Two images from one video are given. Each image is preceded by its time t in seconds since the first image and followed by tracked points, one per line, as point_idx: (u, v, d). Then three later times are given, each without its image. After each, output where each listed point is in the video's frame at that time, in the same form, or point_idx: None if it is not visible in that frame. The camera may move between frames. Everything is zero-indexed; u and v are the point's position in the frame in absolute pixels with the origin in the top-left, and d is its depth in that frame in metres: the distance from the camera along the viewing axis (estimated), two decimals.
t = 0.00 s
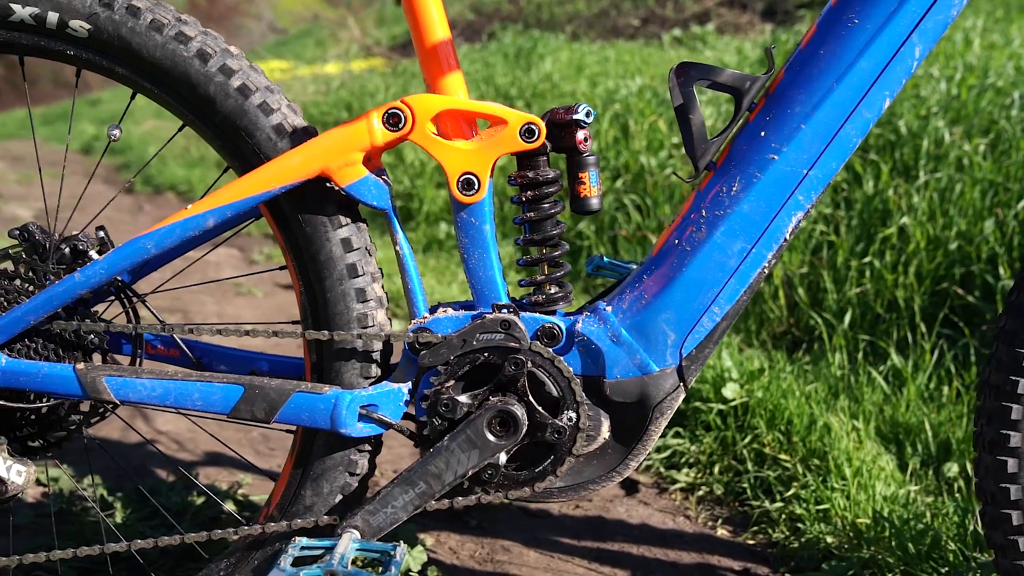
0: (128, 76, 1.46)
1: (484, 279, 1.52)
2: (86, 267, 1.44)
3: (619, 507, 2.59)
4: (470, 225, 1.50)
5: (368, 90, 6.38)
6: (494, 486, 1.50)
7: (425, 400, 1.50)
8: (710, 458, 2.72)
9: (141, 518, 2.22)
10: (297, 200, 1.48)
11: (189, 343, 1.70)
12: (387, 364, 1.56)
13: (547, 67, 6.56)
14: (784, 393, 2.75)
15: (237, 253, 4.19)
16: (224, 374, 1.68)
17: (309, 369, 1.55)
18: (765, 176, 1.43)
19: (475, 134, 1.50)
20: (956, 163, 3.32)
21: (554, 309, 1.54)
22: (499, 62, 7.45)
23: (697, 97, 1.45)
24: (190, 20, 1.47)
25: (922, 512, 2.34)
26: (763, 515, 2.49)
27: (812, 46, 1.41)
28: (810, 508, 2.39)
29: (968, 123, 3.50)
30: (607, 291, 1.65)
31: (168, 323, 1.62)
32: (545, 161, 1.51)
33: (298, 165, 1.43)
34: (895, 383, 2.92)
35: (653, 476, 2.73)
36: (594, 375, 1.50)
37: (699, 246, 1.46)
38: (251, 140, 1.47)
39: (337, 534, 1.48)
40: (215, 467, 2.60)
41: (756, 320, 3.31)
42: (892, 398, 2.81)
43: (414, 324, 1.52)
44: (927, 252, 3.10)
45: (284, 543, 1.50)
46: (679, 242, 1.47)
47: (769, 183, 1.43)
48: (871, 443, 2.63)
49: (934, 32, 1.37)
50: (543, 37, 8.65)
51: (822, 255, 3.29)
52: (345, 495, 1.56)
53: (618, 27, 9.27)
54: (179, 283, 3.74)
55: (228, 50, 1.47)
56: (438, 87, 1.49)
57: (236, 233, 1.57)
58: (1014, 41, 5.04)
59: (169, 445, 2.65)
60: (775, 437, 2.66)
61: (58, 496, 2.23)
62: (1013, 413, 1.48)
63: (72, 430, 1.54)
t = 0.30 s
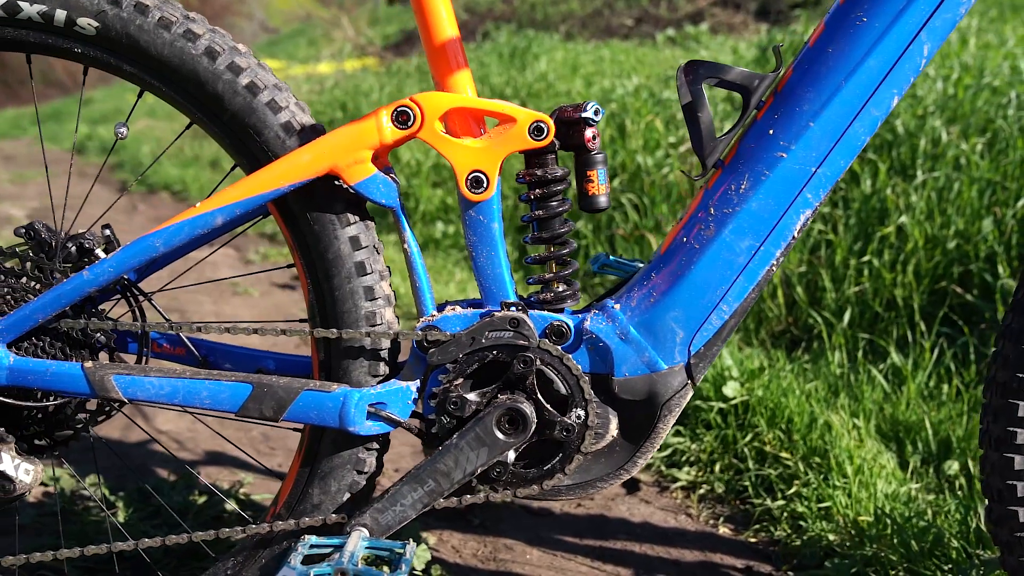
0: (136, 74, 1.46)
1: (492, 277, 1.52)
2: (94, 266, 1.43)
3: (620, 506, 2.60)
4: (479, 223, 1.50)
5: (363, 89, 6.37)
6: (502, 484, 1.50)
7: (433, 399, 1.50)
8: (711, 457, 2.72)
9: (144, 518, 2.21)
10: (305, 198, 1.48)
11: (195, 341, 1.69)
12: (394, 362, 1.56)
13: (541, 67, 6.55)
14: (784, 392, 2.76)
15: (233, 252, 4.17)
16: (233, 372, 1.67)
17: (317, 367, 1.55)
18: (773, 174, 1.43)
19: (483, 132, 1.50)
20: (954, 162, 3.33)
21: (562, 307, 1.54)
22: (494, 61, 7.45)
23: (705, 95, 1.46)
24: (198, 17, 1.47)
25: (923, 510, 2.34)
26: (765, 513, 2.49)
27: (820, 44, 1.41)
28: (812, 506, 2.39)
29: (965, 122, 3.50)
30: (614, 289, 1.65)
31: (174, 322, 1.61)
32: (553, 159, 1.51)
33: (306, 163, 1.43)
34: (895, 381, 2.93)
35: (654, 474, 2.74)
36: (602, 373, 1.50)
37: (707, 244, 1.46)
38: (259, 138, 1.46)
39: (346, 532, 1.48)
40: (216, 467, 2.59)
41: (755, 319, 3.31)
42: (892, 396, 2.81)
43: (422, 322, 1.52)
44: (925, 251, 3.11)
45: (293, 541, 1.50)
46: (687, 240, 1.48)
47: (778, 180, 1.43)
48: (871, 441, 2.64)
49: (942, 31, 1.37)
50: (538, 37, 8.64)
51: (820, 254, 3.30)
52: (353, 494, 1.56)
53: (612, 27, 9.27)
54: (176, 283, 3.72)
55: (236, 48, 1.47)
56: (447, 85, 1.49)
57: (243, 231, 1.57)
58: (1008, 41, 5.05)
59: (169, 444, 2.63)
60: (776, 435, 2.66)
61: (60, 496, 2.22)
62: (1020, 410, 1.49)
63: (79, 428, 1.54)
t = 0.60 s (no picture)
0: (143, 71, 1.45)
1: (499, 275, 1.52)
2: (101, 264, 1.43)
3: (621, 504, 2.60)
4: (487, 221, 1.50)
5: (357, 88, 6.36)
6: (510, 482, 1.51)
7: (441, 397, 1.50)
8: (711, 455, 2.72)
9: (146, 517, 2.20)
10: (313, 196, 1.48)
11: (200, 340, 1.69)
12: (402, 360, 1.55)
13: (535, 66, 6.55)
14: (783, 390, 2.77)
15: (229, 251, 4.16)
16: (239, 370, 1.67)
17: (324, 366, 1.55)
18: (782, 172, 1.43)
19: (491, 130, 1.50)
20: (950, 161, 3.34)
21: (569, 305, 1.54)
22: (488, 61, 7.44)
23: (714, 93, 1.46)
24: (205, 15, 1.47)
25: (924, 507, 2.35)
26: (766, 511, 2.50)
27: (828, 42, 1.41)
28: (813, 504, 2.40)
29: (961, 122, 3.51)
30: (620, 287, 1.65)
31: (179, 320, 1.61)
32: (560, 157, 1.51)
33: (315, 160, 1.43)
34: (893, 379, 2.94)
35: (653, 473, 2.74)
36: (610, 371, 1.50)
37: (715, 242, 1.46)
38: (267, 135, 1.46)
39: (354, 530, 1.48)
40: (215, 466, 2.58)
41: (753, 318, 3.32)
42: (890, 394, 2.82)
43: (430, 320, 1.52)
44: (922, 250, 3.12)
45: (300, 539, 1.50)
46: (695, 238, 1.48)
47: (786, 178, 1.43)
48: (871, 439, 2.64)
49: (949, 29, 1.38)
50: (531, 36, 8.64)
51: (817, 253, 3.30)
52: (360, 492, 1.56)
53: (604, 26, 9.26)
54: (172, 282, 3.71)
55: (243, 45, 1.46)
56: (455, 83, 1.49)
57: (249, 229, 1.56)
58: (1001, 41, 5.08)
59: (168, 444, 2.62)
60: (775, 433, 2.67)
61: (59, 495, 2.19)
62: None
63: (85, 427, 1.53)
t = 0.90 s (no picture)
0: (151, 69, 1.45)
1: (507, 272, 1.52)
2: (110, 262, 1.42)
3: (622, 502, 2.60)
4: (494, 219, 1.50)
5: (351, 88, 6.34)
6: (518, 479, 1.51)
7: (449, 394, 1.50)
8: (711, 453, 2.73)
9: (148, 516, 2.19)
10: (322, 194, 1.48)
11: (206, 338, 1.69)
12: (409, 358, 1.55)
13: (530, 66, 6.55)
14: (783, 388, 2.78)
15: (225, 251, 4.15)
16: (245, 368, 1.66)
17: (332, 364, 1.55)
18: (790, 169, 1.44)
19: (499, 128, 1.50)
20: (947, 160, 3.34)
21: (577, 303, 1.55)
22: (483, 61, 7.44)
23: (722, 91, 1.47)
24: (213, 13, 1.47)
25: (925, 504, 2.35)
26: (767, 508, 2.51)
27: (836, 40, 1.42)
28: (814, 501, 2.41)
29: (957, 121, 3.52)
30: (627, 285, 1.65)
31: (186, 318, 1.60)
32: (568, 154, 1.52)
33: (324, 158, 1.43)
34: (892, 377, 2.95)
35: (654, 471, 2.74)
36: (619, 368, 1.50)
37: (723, 239, 1.47)
38: (275, 133, 1.46)
39: (363, 528, 1.48)
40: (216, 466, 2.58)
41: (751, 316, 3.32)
42: (890, 392, 2.83)
43: (438, 318, 1.52)
44: (920, 248, 3.12)
45: (309, 537, 1.49)
46: (703, 236, 1.48)
47: (794, 176, 1.44)
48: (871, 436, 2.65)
49: (957, 27, 1.38)
50: (525, 36, 8.64)
51: (815, 252, 3.31)
52: (368, 490, 1.56)
53: (597, 26, 9.26)
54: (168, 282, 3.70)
55: (251, 43, 1.46)
56: (463, 80, 1.49)
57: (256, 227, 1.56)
58: (993, 41, 5.10)
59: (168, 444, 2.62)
60: (776, 431, 2.67)
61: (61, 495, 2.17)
62: None
63: (92, 426, 1.52)
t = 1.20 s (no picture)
0: (161, 66, 1.45)
1: (517, 270, 1.53)
2: (120, 259, 1.42)
3: (624, 500, 2.61)
4: (504, 216, 1.50)
5: (344, 87, 6.33)
6: (529, 476, 1.51)
7: (460, 391, 1.50)
8: (711, 450, 2.74)
9: (151, 515, 2.19)
10: (332, 191, 1.48)
11: (214, 336, 1.68)
12: (419, 355, 1.56)
13: (523, 65, 6.55)
14: (783, 385, 2.78)
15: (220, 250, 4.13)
16: (253, 365, 1.66)
17: (341, 361, 1.55)
18: (799, 166, 1.44)
19: (509, 125, 1.51)
20: (943, 159, 3.36)
21: (586, 300, 1.55)
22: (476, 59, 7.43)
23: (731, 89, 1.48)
24: (223, 10, 1.46)
25: (926, 500, 2.36)
26: (769, 505, 2.52)
27: (845, 38, 1.42)
28: (816, 498, 2.41)
29: (952, 120, 3.54)
30: (635, 283, 1.66)
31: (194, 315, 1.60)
32: (577, 152, 1.52)
33: (335, 155, 1.43)
34: (892, 375, 2.96)
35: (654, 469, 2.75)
36: (628, 365, 1.51)
37: (733, 236, 1.47)
38: (286, 131, 1.46)
39: (374, 526, 1.48)
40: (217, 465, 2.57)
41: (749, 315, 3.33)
42: (889, 390, 2.84)
43: (447, 316, 1.53)
44: (917, 247, 3.14)
45: (319, 534, 1.49)
46: (713, 233, 1.49)
47: (803, 173, 1.45)
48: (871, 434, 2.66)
49: (965, 25, 1.39)
50: (517, 35, 8.63)
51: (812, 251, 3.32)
52: (378, 487, 1.56)
53: (589, 26, 9.26)
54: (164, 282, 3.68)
55: (261, 40, 1.46)
56: (473, 78, 1.49)
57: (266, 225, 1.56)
58: (985, 41, 5.12)
59: (169, 443, 2.61)
60: (776, 429, 2.68)
61: (63, 494, 2.15)
62: None
63: (101, 424, 1.52)
